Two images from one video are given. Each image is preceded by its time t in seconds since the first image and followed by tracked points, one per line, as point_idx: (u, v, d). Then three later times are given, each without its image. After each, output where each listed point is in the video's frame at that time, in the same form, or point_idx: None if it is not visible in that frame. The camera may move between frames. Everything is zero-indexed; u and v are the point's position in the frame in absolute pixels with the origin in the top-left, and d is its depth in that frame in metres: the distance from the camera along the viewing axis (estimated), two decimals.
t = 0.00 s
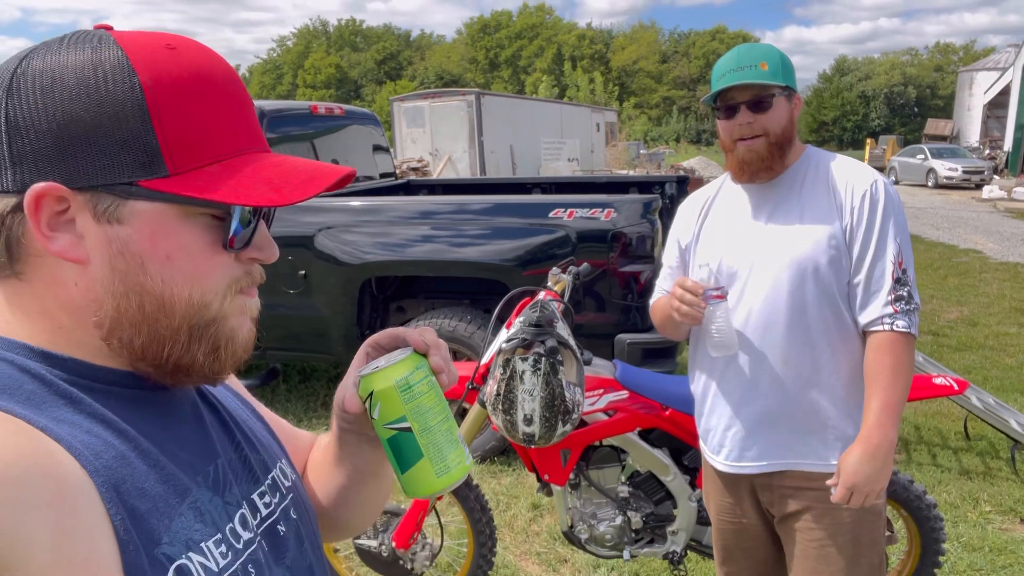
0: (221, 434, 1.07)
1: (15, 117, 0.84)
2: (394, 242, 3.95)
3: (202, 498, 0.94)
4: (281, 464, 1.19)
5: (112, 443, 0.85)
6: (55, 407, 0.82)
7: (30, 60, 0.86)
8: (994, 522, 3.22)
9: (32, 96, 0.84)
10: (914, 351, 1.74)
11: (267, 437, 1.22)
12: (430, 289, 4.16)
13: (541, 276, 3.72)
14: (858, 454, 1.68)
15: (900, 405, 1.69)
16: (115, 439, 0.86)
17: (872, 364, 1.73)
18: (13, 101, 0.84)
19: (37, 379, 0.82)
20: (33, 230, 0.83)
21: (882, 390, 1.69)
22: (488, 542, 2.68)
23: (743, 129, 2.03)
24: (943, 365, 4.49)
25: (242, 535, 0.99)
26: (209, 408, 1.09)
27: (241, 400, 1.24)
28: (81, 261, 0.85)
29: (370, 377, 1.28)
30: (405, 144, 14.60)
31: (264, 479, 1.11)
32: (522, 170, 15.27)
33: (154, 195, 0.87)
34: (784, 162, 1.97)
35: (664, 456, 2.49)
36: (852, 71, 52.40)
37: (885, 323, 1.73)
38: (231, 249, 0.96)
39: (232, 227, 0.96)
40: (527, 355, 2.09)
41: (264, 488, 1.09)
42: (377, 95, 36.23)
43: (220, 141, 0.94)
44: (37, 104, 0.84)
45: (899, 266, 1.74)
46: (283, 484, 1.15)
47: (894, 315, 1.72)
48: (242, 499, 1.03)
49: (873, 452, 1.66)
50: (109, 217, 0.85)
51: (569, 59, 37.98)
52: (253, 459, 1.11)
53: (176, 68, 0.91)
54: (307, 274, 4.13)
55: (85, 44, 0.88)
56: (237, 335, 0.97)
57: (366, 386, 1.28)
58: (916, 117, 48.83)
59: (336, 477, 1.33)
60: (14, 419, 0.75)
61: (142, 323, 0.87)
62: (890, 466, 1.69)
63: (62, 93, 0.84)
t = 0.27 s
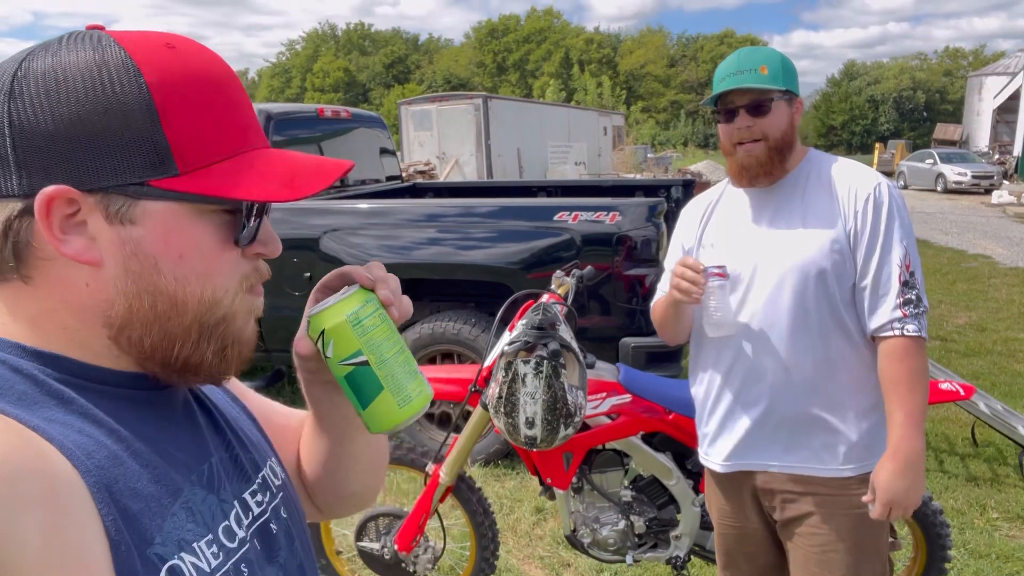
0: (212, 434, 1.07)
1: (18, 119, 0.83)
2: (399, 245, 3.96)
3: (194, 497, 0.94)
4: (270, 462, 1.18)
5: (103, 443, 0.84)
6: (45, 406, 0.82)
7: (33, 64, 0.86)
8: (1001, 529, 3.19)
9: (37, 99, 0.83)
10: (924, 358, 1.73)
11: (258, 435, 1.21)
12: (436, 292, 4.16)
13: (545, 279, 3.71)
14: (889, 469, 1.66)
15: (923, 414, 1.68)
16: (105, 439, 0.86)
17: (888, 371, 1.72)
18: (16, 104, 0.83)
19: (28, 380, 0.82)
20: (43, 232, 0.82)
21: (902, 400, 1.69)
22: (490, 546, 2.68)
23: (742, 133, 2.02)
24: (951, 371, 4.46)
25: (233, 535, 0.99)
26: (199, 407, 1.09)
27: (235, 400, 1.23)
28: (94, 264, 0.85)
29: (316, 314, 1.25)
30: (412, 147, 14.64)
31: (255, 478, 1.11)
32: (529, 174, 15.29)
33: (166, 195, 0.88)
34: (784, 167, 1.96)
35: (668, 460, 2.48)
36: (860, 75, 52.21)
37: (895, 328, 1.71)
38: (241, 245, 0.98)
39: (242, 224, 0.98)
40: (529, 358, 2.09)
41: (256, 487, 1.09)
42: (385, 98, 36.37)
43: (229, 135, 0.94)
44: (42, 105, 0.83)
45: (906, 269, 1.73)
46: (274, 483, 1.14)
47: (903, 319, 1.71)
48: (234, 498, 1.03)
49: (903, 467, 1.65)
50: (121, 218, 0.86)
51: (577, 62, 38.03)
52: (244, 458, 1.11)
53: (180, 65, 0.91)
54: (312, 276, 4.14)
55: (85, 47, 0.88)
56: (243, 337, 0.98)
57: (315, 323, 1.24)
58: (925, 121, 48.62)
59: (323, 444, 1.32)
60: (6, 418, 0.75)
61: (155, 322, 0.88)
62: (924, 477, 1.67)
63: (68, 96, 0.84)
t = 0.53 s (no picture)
0: (211, 434, 1.07)
1: None
2: (403, 247, 3.96)
3: (193, 498, 0.94)
4: (268, 462, 1.18)
5: (102, 444, 0.84)
6: (44, 406, 0.81)
7: None
8: (1006, 535, 3.16)
9: (4, 101, 0.83)
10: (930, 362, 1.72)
11: (254, 435, 1.21)
12: (440, 294, 4.16)
13: (549, 282, 3.71)
14: (893, 471, 1.65)
15: (927, 417, 1.67)
16: (104, 439, 0.86)
17: (893, 374, 1.71)
18: None
19: (26, 380, 0.82)
20: (31, 236, 0.82)
21: (908, 404, 1.67)
22: (492, 549, 2.67)
23: (747, 135, 2.02)
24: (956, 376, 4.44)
25: (232, 536, 0.99)
26: (198, 408, 1.08)
27: (230, 398, 1.23)
28: (84, 260, 0.85)
29: (260, 270, 1.10)
30: (418, 149, 14.66)
31: (253, 478, 1.10)
32: (534, 177, 15.30)
33: (147, 182, 0.88)
34: (788, 170, 1.95)
35: (671, 464, 2.47)
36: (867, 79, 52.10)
37: (901, 332, 1.70)
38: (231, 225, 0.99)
39: (230, 206, 0.99)
40: (530, 361, 2.08)
41: (254, 487, 1.09)
42: (391, 101, 36.45)
43: (200, 120, 0.94)
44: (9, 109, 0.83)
45: (911, 274, 1.72)
46: (271, 483, 1.14)
47: (908, 323, 1.70)
48: (232, 499, 1.03)
49: (907, 469, 1.64)
50: (106, 211, 0.86)
51: (583, 65, 38.06)
52: (241, 458, 1.10)
53: (139, 52, 0.90)
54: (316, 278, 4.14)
55: (41, 47, 0.87)
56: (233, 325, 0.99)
57: (262, 281, 1.10)
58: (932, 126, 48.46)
59: (315, 421, 1.30)
60: (7, 420, 0.75)
61: (143, 313, 0.88)
62: (927, 481, 1.66)
63: (34, 95, 0.83)
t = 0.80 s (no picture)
0: (212, 436, 1.07)
1: None
2: (405, 249, 3.97)
3: (195, 501, 0.95)
4: (268, 465, 1.18)
5: (105, 447, 0.85)
6: (47, 411, 0.82)
7: None
8: (1008, 540, 3.16)
9: None
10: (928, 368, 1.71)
11: (255, 438, 1.21)
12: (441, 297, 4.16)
13: (550, 284, 3.71)
14: (882, 475, 1.65)
15: (919, 423, 1.66)
16: (107, 443, 0.86)
17: (889, 379, 1.71)
18: None
19: (27, 385, 0.82)
20: (25, 241, 0.82)
21: (901, 408, 1.67)
22: (492, 551, 2.67)
23: (749, 136, 2.03)
24: (958, 381, 4.43)
25: (234, 539, 0.99)
26: (200, 410, 1.09)
27: (230, 400, 1.22)
28: (77, 258, 0.85)
29: (240, 242, 1.06)
30: (420, 151, 14.67)
31: (254, 481, 1.11)
32: (537, 179, 15.32)
33: (128, 168, 0.88)
34: (790, 171, 1.95)
35: (671, 468, 2.47)
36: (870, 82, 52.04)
37: (899, 339, 1.70)
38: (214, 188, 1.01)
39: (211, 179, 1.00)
40: (531, 364, 2.09)
41: (255, 490, 1.09)
42: (394, 102, 36.47)
43: (166, 101, 0.92)
44: None
45: (912, 281, 1.72)
46: (272, 485, 1.15)
47: (908, 330, 1.70)
48: (234, 501, 1.03)
49: (896, 473, 1.64)
50: (93, 204, 0.86)
51: (586, 68, 38.09)
52: (242, 460, 1.11)
53: (91, 40, 0.88)
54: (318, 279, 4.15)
55: None
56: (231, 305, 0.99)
57: (245, 251, 1.06)
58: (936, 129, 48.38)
59: (319, 394, 1.32)
60: (11, 425, 0.75)
61: (137, 303, 0.88)
62: (915, 485, 1.67)
63: None
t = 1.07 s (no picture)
0: (215, 438, 1.07)
1: None
2: (405, 250, 3.97)
3: (199, 503, 0.95)
4: (271, 467, 1.18)
5: (109, 450, 0.85)
6: (50, 414, 0.82)
7: None
8: (1007, 543, 3.15)
9: None
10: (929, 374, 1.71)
11: (257, 439, 1.21)
12: (442, 298, 4.16)
13: (550, 286, 3.71)
14: (885, 484, 1.66)
15: (922, 430, 1.67)
16: (110, 446, 0.86)
17: (891, 386, 1.71)
18: None
19: (30, 389, 0.82)
20: (19, 248, 0.82)
21: (903, 416, 1.67)
22: (492, 553, 2.66)
23: (754, 132, 2.04)
24: (958, 383, 4.43)
25: (238, 540, 0.99)
26: (202, 411, 1.09)
27: (233, 400, 1.22)
28: (71, 257, 0.85)
29: (229, 213, 1.07)
30: (421, 152, 14.67)
31: (257, 483, 1.11)
32: (538, 180, 15.33)
33: (104, 156, 0.87)
34: (794, 170, 1.95)
35: (670, 470, 2.47)
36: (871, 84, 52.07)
37: (901, 345, 1.71)
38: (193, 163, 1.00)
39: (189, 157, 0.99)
40: (531, 367, 2.09)
41: (258, 492, 1.10)
42: (395, 103, 36.49)
43: (124, 85, 0.89)
44: None
45: (915, 287, 1.72)
46: (275, 487, 1.15)
47: (909, 337, 1.70)
48: (237, 503, 1.03)
49: (899, 482, 1.64)
50: (77, 199, 0.85)
51: (587, 69, 38.13)
52: (245, 462, 1.11)
53: (38, 38, 0.84)
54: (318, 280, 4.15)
55: None
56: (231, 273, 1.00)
57: (236, 221, 1.07)
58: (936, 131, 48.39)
59: (324, 365, 1.34)
60: (14, 428, 0.75)
61: (132, 291, 0.88)
62: (918, 494, 1.67)
63: None
